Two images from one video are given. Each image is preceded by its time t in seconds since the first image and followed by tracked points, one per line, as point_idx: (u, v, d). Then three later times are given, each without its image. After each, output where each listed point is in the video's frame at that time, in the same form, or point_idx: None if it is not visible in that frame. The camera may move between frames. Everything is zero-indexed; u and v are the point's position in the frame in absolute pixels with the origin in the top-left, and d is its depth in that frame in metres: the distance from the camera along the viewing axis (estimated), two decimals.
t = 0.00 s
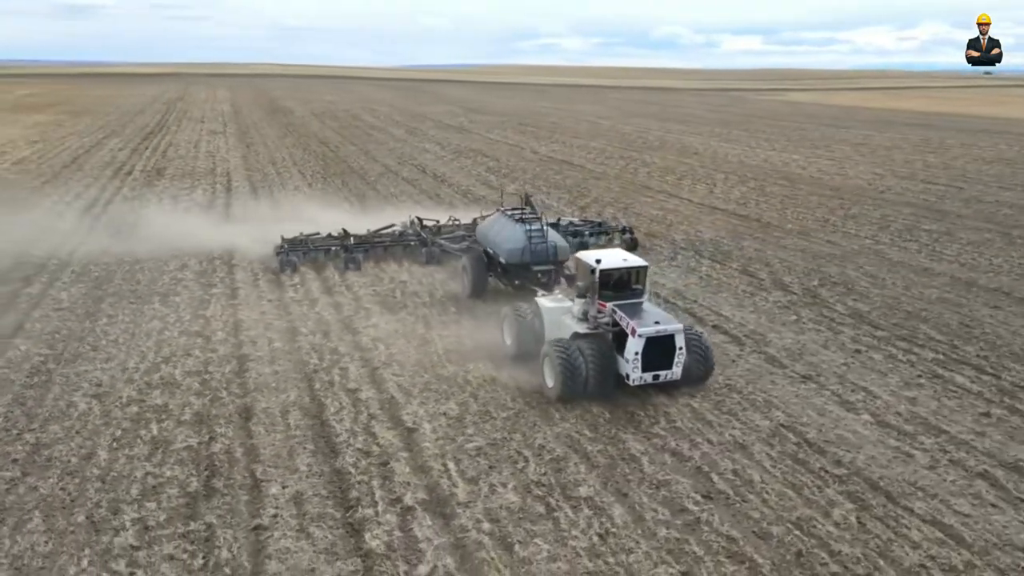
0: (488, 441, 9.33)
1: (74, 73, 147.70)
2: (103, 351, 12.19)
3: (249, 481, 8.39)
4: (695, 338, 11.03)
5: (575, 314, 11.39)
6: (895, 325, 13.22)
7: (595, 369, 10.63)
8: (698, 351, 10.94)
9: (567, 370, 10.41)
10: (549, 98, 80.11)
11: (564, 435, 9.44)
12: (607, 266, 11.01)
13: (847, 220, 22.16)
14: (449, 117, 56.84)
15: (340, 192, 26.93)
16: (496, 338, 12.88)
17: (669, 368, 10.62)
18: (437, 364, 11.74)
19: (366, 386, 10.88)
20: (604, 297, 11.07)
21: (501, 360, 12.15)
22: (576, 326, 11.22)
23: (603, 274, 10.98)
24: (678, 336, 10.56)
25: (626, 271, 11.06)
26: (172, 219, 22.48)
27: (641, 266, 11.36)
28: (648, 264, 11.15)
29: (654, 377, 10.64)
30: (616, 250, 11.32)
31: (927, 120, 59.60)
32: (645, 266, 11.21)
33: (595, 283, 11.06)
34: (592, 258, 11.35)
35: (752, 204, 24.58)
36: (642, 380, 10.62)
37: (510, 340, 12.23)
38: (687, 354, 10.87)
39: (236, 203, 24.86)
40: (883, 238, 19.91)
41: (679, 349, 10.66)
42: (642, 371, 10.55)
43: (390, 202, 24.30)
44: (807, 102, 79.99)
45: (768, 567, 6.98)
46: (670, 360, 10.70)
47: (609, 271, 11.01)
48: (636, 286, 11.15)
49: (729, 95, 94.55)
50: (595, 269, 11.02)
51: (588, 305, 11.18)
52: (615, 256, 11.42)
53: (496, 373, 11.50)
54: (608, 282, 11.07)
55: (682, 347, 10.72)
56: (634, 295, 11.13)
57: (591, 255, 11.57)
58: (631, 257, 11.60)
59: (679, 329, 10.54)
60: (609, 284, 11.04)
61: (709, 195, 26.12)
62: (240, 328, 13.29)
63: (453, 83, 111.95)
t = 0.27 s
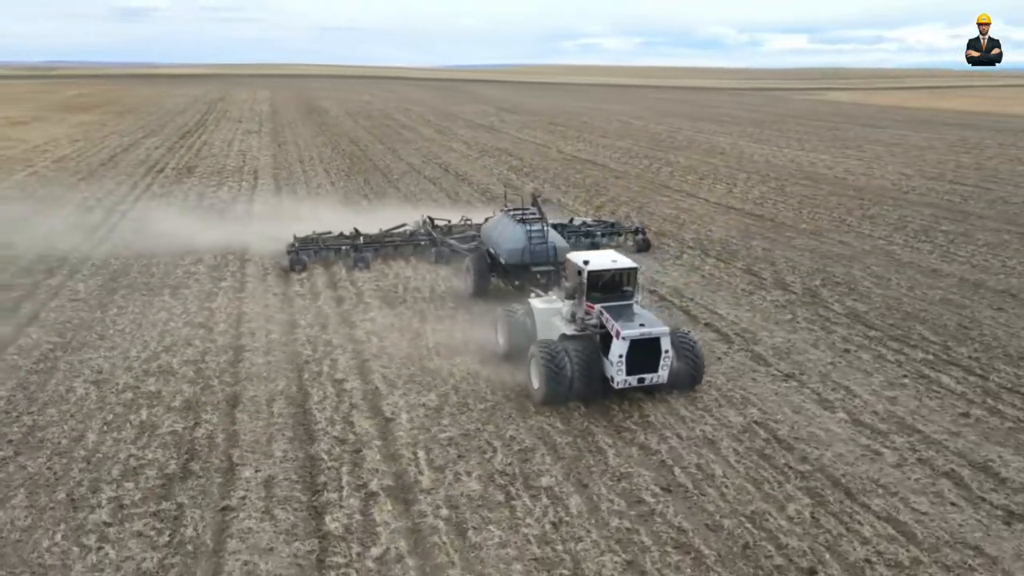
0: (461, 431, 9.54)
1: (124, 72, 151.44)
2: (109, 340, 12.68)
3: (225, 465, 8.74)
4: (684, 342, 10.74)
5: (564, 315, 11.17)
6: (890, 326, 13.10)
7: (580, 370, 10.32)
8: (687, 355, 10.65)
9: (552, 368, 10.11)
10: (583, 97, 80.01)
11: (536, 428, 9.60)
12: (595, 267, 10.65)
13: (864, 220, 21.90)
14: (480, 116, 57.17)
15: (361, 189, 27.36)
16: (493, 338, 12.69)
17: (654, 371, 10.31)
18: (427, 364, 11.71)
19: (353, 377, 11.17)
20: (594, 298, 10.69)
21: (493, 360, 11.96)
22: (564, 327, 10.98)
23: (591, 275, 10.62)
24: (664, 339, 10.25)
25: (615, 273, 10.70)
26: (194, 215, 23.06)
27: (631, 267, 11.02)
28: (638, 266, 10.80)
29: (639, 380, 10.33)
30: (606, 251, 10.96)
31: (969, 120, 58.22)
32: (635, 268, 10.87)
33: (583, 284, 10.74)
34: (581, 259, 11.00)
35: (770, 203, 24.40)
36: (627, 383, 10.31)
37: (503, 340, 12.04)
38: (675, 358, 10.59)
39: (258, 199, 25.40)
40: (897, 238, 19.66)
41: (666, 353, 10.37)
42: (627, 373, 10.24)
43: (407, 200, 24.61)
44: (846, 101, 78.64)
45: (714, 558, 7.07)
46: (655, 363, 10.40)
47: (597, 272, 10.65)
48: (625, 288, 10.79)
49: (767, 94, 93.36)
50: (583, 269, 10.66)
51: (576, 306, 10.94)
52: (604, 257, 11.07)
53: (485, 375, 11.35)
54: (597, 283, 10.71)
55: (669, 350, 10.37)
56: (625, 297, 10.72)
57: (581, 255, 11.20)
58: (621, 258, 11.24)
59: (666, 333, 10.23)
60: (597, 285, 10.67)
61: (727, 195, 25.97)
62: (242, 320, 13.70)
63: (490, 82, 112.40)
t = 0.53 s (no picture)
0: (436, 422, 9.76)
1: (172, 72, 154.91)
2: (116, 330, 13.21)
3: (205, 448, 9.10)
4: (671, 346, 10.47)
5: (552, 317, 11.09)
6: (886, 326, 12.99)
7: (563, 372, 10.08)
8: (673, 360, 10.35)
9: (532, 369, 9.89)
10: (619, 97, 79.72)
11: (510, 420, 9.77)
12: (581, 269, 10.58)
13: (881, 220, 21.60)
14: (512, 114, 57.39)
15: (382, 186, 27.75)
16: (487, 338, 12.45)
17: (636, 375, 10.12)
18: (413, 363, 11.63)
19: (341, 368, 11.46)
20: (579, 300, 10.61)
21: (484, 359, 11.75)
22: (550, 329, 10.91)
23: (577, 277, 10.55)
24: (646, 342, 10.05)
25: (601, 275, 10.59)
26: (216, 210, 23.61)
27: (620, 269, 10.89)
28: (626, 268, 10.66)
29: (621, 384, 10.16)
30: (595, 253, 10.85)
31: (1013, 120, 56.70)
32: (623, 270, 10.73)
33: (571, 285, 10.64)
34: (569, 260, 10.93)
35: (788, 203, 24.18)
36: (609, 387, 10.16)
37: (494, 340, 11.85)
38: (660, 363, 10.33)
39: (281, 196, 25.91)
40: (911, 239, 19.38)
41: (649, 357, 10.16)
42: (609, 376, 10.08)
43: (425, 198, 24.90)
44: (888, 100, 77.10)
45: (660, 547, 7.18)
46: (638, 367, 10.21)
47: (583, 275, 10.57)
48: (612, 290, 10.69)
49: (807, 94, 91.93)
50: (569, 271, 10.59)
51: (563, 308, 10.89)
52: (593, 259, 10.96)
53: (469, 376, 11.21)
54: (584, 284, 10.63)
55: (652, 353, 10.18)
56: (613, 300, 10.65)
57: (572, 257, 11.11)
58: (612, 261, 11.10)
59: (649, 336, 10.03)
60: (583, 288, 10.59)
61: (746, 194, 25.79)
62: (245, 312, 14.11)
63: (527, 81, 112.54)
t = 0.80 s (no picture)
0: (413, 413, 10.00)
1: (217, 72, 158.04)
2: (124, 320, 13.74)
3: (188, 432, 9.49)
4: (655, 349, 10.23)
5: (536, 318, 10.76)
6: (880, 326, 12.89)
7: (544, 374, 9.87)
8: (657, 363, 10.15)
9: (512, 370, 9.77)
10: (654, 95, 79.27)
11: (485, 412, 9.94)
12: (565, 271, 10.26)
13: (898, 221, 21.27)
14: (544, 113, 57.52)
15: (403, 184, 28.13)
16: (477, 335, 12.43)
17: (616, 379, 9.82)
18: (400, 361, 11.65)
19: (330, 360, 11.77)
20: (563, 302, 10.32)
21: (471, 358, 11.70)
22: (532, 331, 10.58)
23: (560, 279, 10.25)
24: (627, 345, 9.74)
25: (585, 277, 10.28)
26: (238, 207, 24.18)
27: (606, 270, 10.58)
28: (611, 270, 10.34)
29: (601, 388, 9.86)
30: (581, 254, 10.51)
31: None
32: (608, 271, 10.41)
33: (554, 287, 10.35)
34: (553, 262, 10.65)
35: (805, 203, 23.92)
36: (588, 391, 9.85)
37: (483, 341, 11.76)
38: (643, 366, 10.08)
39: (302, 193, 26.42)
40: (925, 240, 19.08)
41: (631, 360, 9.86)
42: (588, 380, 9.79)
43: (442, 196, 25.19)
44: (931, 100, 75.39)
45: (606, 536, 7.32)
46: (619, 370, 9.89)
47: (567, 276, 10.26)
48: (596, 292, 10.40)
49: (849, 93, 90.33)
50: (552, 273, 10.29)
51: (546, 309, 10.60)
52: (577, 259, 10.67)
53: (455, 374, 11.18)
54: (568, 286, 10.34)
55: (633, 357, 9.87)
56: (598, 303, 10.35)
57: (558, 257, 10.79)
58: (598, 261, 10.68)
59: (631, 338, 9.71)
60: (566, 289, 10.30)
61: (765, 194, 25.58)
62: (249, 304, 14.54)
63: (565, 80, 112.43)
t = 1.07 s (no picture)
0: (393, 403, 10.26)
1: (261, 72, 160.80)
2: (133, 311, 14.26)
3: (175, 417, 9.89)
4: (636, 352, 10.09)
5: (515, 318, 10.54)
6: (873, 326, 12.81)
7: (523, 376, 9.78)
8: (636, 367, 10.00)
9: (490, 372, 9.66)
10: (689, 95, 78.62)
11: (461, 404, 10.16)
12: (546, 271, 9.93)
13: (915, 222, 20.93)
14: (575, 112, 57.58)
15: (423, 181, 28.46)
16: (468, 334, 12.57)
17: (593, 382, 9.74)
18: (391, 357, 11.82)
19: (322, 351, 12.11)
20: (545, 303, 9.96)
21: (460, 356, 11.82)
22: (512, 331, 10.30)
23: (541, 280, 9.90)
24: (603, 349, 9.63)
25: (568, 278, 9.94)
26: (260, 203, 24.69)
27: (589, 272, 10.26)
28: (594, 271, 10.00)
29: (577, 391, 9.78)
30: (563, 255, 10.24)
31: None
32: (591, 273, 10.08)
33: (536, 287, 9.98)
34: (536, 262, 10.37)
35: (823, 203, 23.65)
36: (564, 394, 9.80)
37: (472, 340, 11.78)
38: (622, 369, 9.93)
39: (324, 190, 26.87)
40: (938, 241, 18.79)
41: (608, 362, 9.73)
42: (564, 383, 9.73)
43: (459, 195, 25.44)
44: (975, 100, 73.53)
45: (557, 524, 7.49)
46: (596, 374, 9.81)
47: (548, 276, 9.91)
48: (580, 294, 10.05)
49: (892, 92, 88.55)
50: (534, 273, 9.94)
51: (528, 310, 10.25)
52: (561, 260, 10.39)
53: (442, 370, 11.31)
54: (550, 287, 9.95)
55: (610, 360, 9.76)
56: (582, 306, 10.09)
57: (541, 259, 10.47)
58: (582, 263, 10.52)
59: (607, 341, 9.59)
60: (549, 290, 9.93)
61: (783, 194, 25.34)
62: (254, 297, 14.97)
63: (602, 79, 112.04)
